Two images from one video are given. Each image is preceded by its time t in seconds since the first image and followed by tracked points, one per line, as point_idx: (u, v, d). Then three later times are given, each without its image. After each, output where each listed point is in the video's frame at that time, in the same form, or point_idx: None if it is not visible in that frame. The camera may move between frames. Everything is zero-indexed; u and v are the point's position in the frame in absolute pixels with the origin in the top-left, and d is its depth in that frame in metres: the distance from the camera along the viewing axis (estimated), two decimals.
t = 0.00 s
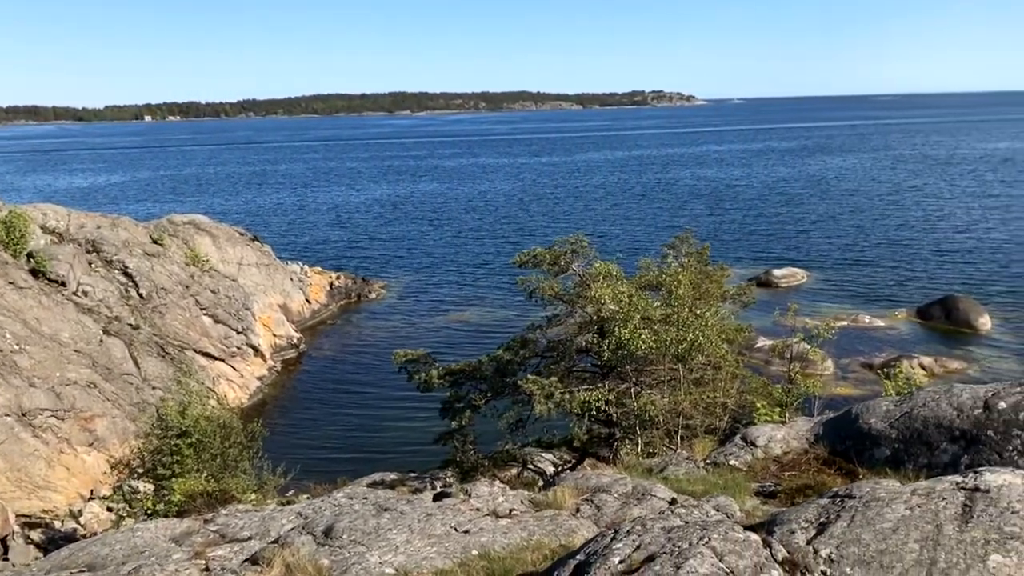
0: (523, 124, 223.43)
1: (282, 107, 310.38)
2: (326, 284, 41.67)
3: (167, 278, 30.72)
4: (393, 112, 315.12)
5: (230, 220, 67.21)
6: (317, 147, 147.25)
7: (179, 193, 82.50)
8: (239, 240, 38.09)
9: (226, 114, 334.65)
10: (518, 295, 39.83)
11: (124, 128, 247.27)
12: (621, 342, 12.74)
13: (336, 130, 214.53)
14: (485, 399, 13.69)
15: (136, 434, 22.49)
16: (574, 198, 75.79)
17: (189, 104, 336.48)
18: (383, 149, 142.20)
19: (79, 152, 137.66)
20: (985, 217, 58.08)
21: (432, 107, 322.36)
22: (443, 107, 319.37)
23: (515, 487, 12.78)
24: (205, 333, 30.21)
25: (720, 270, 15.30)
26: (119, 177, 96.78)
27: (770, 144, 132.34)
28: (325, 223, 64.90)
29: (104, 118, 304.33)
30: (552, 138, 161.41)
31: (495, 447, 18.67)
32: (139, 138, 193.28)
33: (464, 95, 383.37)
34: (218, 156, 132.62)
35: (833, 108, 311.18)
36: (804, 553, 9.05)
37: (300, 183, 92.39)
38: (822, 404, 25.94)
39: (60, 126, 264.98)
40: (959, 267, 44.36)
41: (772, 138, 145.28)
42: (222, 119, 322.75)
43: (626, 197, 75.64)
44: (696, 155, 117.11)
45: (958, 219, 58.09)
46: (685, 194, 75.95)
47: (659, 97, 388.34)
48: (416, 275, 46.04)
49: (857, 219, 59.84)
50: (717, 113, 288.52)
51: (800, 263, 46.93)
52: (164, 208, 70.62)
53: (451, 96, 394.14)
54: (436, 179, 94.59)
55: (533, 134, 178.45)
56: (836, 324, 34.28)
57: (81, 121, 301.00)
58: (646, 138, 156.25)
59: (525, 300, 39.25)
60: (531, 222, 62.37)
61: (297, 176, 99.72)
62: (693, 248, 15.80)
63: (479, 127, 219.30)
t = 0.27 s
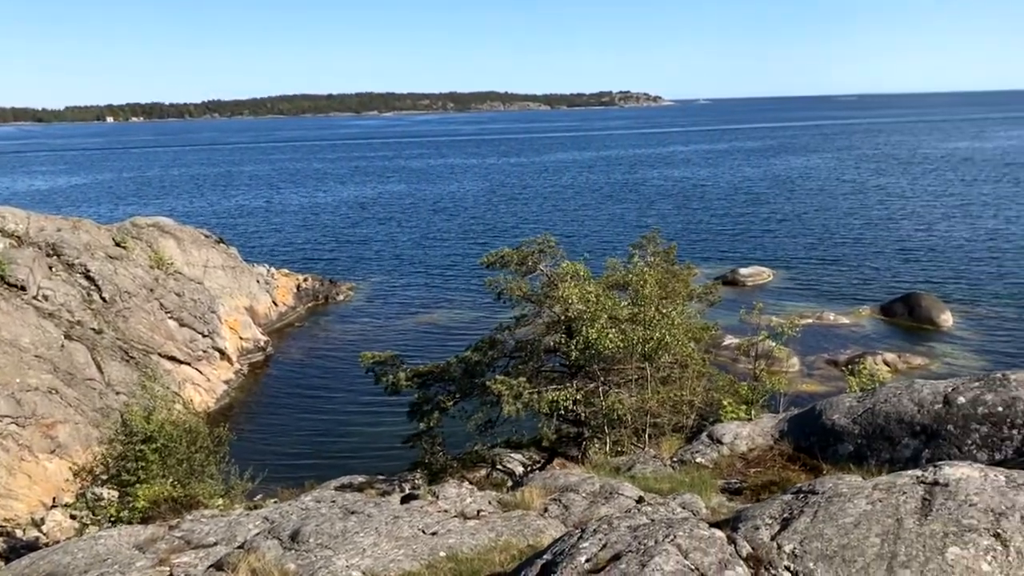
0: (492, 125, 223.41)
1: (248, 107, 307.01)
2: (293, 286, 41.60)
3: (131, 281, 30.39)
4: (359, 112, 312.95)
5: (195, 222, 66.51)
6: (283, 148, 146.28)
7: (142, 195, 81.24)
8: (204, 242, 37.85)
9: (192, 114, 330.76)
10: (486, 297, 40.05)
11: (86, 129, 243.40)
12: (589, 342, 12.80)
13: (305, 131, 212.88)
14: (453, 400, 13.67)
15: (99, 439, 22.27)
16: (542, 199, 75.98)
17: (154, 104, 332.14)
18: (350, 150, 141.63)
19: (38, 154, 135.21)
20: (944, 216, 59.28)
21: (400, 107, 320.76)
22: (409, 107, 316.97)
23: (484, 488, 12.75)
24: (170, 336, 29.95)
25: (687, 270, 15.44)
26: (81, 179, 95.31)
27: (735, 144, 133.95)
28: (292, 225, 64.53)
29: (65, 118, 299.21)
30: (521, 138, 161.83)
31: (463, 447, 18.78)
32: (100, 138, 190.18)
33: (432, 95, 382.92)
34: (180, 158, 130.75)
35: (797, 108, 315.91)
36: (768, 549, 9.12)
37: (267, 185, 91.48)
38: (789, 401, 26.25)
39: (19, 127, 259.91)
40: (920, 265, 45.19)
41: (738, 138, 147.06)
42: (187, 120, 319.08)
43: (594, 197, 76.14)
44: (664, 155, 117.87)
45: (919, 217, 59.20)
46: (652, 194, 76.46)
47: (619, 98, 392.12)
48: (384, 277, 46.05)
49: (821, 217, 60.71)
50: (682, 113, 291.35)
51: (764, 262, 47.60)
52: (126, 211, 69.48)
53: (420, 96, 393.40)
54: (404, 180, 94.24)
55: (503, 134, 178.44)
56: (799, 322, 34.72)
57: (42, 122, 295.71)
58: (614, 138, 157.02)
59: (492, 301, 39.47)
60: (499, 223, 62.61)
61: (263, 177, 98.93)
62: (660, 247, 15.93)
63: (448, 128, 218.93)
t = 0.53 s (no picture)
0: (464, 125, 223.16)
1: (217, 107, 303.47)
2: (262, 288, 41.35)
3: (96, 284, 30.00)
4: (329, 112, 310.88)
5: (162, 224, 65.77)
6: (252, 150, 145.17)
7: (107, 197, 80.00)
8: (171, 244, 37.48)
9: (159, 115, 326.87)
10: (456, 298, 40.15)
11: (50, 130, 239.43)
12: (559, 343, 12.82)
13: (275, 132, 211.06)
14: (424, 402, 13.63)
15: (65, 446, 21.97)
16: (513, 199, 76.06)
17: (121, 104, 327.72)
18: (320, 150, 140.88)
19: None
20: (909, 214, 60.27)
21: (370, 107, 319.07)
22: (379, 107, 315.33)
23: (455, 490, 12.74)
24: (137, 340, 29.61)
25: (656, 270, 15.55)
26: (44, 181, 93.76)
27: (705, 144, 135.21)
28: (261, 227, 64.08)
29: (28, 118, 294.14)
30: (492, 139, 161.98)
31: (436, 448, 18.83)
32: (64, 139, 187.09)
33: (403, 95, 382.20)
34: (146, 159, 129.01)
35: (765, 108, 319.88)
36: (735, 546, 9.18)
37: (235, 186, 90.53)
38: (757, 398, 26.51)
39: None
40: (886, 262, 45.88)
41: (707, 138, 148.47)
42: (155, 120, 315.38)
43: (565, 197, 76.48)
44: (635, 156, 118.54)
45: (885, 216, 60.13)
46: (622, 195, 76.83)
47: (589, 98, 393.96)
48: (354, 278, 45.92)
49: (789, 216, 61.40)
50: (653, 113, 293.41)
51: (733, 260, 48.10)
52: (91, 213, 68.38)
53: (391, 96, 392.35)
54: (375, 181, 93.97)
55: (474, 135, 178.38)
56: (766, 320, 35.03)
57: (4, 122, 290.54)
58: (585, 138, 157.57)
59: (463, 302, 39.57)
60: (469, 223, 62.71)
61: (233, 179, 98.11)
62: (629, 248, 16.03)
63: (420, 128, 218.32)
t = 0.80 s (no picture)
0: (438, 125, 222.94)
1: (188, 107, 300.16)
2: (233, 290, 41.10)
3: (64, 288, 29.67)
4: (301, 112, 308.49)
5: (131, 227, 65.00)
6: (222, 151, 143.91)
7: (75, 199, 78.79)
8: (141, 246, 37.11)
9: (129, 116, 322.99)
10: (428, 299, 40.20)
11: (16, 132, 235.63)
12: (531, 343, 12.85)
13: (248, 133, 209.11)
14: (397, 404, 13.60)
15: (31, 452, 21.73)
16: (487, 200, 76.02)
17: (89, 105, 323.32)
18: (291, 152, 140.06)
19: None
20: (878, 213, 61.09)
21: (343, 107, 317.29)
22: (352, 107, 313.59)
23: (428, 491, 12.70)
24: (106, 344, 29.32)
25: (628, 270, 15.62)
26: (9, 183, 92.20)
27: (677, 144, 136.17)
28: (232, 229, 63.60)
29: None
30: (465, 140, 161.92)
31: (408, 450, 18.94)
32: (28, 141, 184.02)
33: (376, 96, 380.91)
34: (113, 160, 127.37)
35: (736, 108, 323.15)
36: (704, 544, 9.22)
37: (206, 188, 89.56)
38: (728, 397, 26.72)
39: None
40: (856, 261, 46.44)
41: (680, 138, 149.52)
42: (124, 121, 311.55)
43: (537, 197, 76.70)
44: (609, 156, 118.92)
45: (854, 215, 60.89)
46: (595, 195, 77.09)
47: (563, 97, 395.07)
48: (326, 280, 45.76)
49: (761, 215, 61.94)
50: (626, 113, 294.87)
51: (704, 260, 48.51)
52: (57, 216, 67.39)
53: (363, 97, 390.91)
54: (347, 182, 93.62)
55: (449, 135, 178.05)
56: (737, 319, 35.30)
57: None
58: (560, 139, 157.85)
59: (435, 304, 39.64)
60: (442, 224, 62.72)
61: (204, 180, 97.20)
62: (601, 247, 16.11)
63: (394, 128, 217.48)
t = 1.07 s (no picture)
0: (413, 126, 222.37)
1: (158, 107, 296.49)
2: (206, 292, 40.81)
3: (32, 291, 29.32)
4: (274, 113, 306.32)
5: (101, 229, 64.24)
6: (194, 152, 142.63)
7: (43, 201, 77.70)
8: (111, 249, 36.68)
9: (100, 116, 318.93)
10: (403, 301, 40.19)
11: None
12: (505, 344, 12.87)
13: (221, 134, 207.08)
14: (370, 406, 13.58)
15: None
16: (461, 201, 75.94)
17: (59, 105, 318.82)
18: (264, 152, 139.19)
19: None
20: (849, 212, 61.85)
21: (316, 107, 315.32)
22: (325, 106, 311.51)
23: (402, 493, 12.67)
24: (76, 348, 29.04)
25: (602, 269, 15.70)
26: None
27: (652, 145, 136.97)
28: (205, 230, 63.09)
29: None
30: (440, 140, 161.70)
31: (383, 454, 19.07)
32: None
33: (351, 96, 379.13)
34: (82, 162, 125.66)
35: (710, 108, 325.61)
36: (676, 542, 9.27)
37: (177, 190, 88.58)
38: (700, 395, 26.93)
39: None
40: (827, 259, 46.97)
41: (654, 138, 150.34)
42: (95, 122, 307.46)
43: (512, 198, 76.81)
44: (584, 156, 119.18)
45: (826, 214, 61.60)
46: (570, 195, 77.27)
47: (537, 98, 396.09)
48: (300, 282, 45.56)
49: (734, 215, 62.45)
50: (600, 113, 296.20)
51: (677, 259, 48.84)
52: (24, 218, 66.40)
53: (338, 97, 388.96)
54: (322, 183, 93.18)
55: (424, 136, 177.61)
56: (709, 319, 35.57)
57: None
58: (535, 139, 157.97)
59: (409, 305, 39.63)
60: (416, 225, 62.66)
61: (175, 181, 96.27)
62: (576, 248, 16.17)
63: (369, 129, 216.48)
